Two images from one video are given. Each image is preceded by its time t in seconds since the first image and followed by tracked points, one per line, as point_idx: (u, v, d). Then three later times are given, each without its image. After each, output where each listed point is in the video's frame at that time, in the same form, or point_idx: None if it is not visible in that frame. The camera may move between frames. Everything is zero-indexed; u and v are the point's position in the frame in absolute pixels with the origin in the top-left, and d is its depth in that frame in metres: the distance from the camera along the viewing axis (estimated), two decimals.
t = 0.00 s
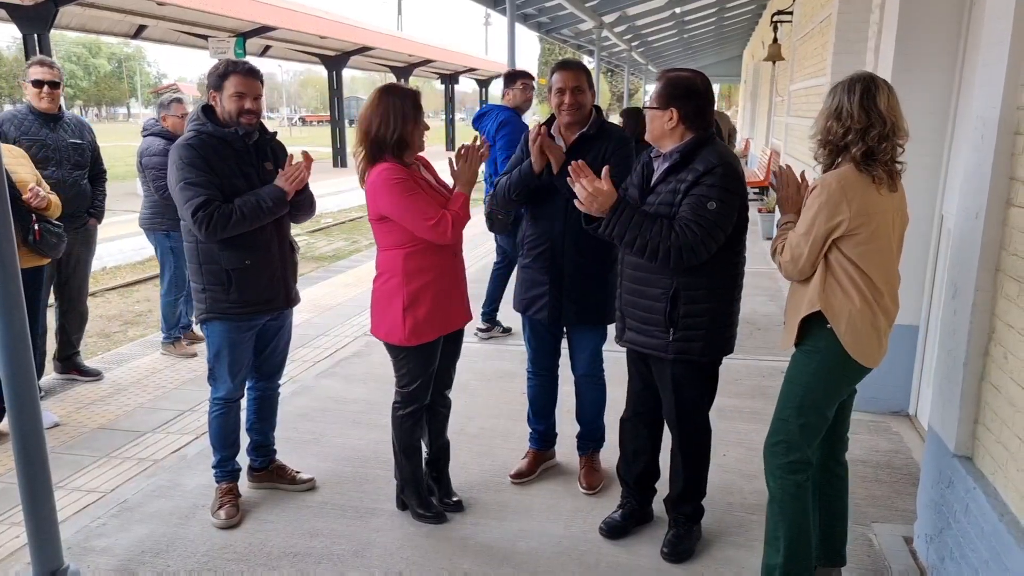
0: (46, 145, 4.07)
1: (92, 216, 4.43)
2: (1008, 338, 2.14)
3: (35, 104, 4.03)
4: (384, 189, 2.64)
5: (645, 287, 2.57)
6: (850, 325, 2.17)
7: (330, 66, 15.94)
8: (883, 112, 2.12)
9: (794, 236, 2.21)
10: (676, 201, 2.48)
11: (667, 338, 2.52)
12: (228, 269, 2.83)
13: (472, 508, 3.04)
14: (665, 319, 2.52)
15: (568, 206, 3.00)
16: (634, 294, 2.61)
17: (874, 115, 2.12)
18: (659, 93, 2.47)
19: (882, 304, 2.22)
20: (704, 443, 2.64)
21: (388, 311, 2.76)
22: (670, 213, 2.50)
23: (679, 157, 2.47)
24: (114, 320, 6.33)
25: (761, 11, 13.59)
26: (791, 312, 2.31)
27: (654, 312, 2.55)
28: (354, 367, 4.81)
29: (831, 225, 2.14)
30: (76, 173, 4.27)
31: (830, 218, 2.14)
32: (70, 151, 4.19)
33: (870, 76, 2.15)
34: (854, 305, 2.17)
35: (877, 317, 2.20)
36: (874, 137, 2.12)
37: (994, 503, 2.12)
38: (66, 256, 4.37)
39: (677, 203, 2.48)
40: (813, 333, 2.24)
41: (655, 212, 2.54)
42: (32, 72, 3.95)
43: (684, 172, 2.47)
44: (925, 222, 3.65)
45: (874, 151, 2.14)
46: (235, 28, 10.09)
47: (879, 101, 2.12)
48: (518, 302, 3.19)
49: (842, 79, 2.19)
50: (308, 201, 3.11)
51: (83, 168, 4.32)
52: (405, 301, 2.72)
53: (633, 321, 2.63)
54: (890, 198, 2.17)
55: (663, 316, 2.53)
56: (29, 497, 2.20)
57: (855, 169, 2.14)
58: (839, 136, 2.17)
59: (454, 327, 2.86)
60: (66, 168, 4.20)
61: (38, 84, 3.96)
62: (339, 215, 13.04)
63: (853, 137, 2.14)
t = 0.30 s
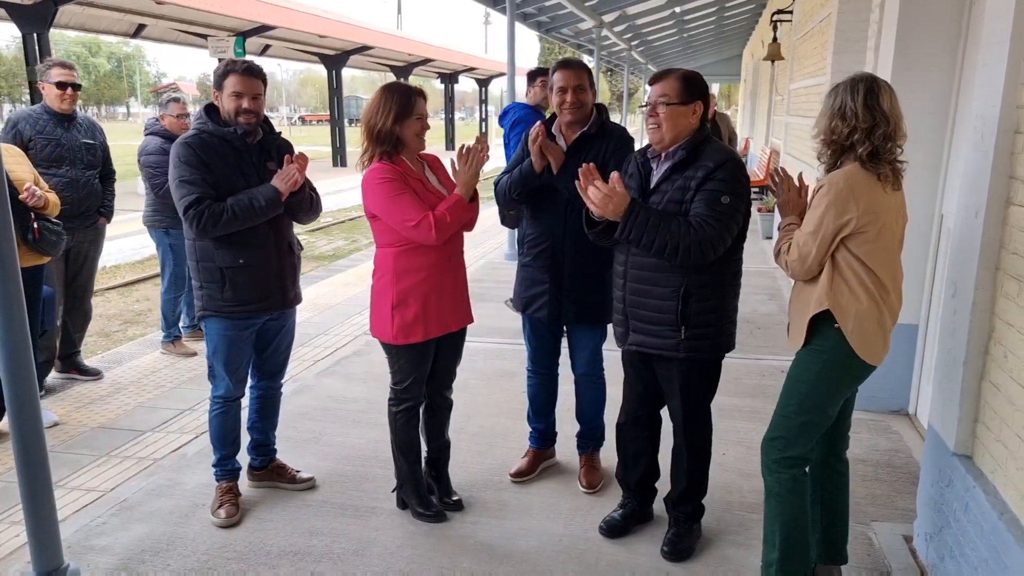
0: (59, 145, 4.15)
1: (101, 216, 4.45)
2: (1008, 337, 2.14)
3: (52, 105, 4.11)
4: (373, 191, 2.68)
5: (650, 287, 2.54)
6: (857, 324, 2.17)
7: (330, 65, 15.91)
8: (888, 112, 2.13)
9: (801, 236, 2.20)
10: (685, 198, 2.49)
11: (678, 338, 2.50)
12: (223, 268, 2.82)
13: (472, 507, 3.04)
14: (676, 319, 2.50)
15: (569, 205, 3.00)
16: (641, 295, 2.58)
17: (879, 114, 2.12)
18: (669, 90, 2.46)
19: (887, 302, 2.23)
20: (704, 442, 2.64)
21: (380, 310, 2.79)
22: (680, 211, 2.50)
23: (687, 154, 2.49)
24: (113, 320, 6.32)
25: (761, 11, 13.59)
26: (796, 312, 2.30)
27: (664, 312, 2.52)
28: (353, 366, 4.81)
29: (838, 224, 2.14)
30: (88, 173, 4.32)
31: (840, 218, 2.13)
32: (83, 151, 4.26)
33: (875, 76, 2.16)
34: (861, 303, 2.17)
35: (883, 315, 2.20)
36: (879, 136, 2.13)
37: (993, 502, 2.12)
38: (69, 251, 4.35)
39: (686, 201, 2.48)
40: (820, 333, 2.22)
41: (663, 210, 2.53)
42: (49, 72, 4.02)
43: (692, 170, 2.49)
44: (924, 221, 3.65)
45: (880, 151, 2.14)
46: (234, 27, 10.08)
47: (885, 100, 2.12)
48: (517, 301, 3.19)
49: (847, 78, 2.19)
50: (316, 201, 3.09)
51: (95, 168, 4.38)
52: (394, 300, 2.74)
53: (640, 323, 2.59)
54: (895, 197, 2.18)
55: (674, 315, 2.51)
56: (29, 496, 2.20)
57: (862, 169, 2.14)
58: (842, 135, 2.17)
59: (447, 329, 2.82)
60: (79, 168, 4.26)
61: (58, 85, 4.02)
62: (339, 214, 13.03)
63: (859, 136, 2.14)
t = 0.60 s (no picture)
0: (71, 145, 4.18)
1: (106, 215, 4.49)
2: (1008, 336, 2.14)
3: (64, 104, 4.12)
4: (369, 186, 2.70)
5: (658, 287, 2.52)
6: (851, 322, 2.17)
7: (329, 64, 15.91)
8: (888, 113, 2.12)
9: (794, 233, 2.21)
10: (693, 195, 2.50)
11: (689, 333, 2.49)
12: (219, 269, 2.82)
13: (472, 507, 3.05)
14: (686, 316, 2.49)
15: (570, 205, 3.00)
16: (648, 296, 2.54)
17: (878, 115, 2.12)
18: (668, 88, 2.46)
19: (882, 300, 2.23)
20: (704, 442, 2.64)
21: (373, 307, 2.81)
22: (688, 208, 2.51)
23: (687, 151, 2.51)
24: (112, 319, 6.32)
25: (761, 10, 13.59)
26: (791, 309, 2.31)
27: (674, 310, 2.50)
28: (353, 366, 4.80)
29: (830, 222, 2.14)
30: (96, 172, 4.36)
31: (831, 215, 2.13)
32: (92, 151, 4.31)
33: (879, 76, 2.15)
34: (855, 301, 2.18)
35: (878, 314, 2.20)
36: (877, 137, 2.12)
37: (993, 502, 2.12)
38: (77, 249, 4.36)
39: (694, 198, 2.50)
40: (815, 331, 2.23)
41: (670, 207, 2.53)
42: (65, 72, 4.05)
43: (695, 167, 2.51)
44: (923, 221, 3.66)
45: (877, 151, 2.14)
46: (234, 27, 10.08)
47: (885, 101, 2.11)
48: (517, 300, 3.19)
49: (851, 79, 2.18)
50: (317, 200, 3.07)
51: (102, 168, 4.43)
52: (384, 299, 2.75)
53: (646, 324, 2.55)
54: (892, 197, 2.18)
55: (684, 313, 2.49)
56: (28, 496, 2.20)
57: (857, 167, 2.14)
58: (840, 135, 2.17)
59: (437, 333, 2.79)
60: (89, 168, 4.30)
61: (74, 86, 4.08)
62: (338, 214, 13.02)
63: (856, 136, 2.14)
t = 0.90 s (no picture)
0: (87, 147, 4.20)
1: (115, 216, 4.51)
2: (1008, 336, 2.14)
3: (75, 105, 4.14)
4: (366, 182, 2.79)
5: (663, 286, 2.51)
6: (853, 322, 2.17)
7: (329, 64, 15.91)
8: (888, 114, 2.10)
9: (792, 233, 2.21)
10: (694, 192, 2.51)
11: (694, 330, 2.49)
12: (221, 273, 2.79)
13: (472, 506, 3.05)
14: (691, 313, 2.49)
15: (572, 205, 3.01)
16: (652, 296, 2.53)
17: (878, 116, 2.11)
18: (665, 87, 2.46)
19: (884, 300, 2.22)
20: (704, 440, 2.64)
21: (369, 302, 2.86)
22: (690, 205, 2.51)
23: (686, 149, 2.51)
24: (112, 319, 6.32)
25: (761, 10, 13.60)
26: (792, 309, 2.31)
27: (680, 308, 2.49)
28: (353, 365, 4.80)
29: (828, 222, 2.14)
30: (105, 173, 4.40)
31: (829, 215, 2.14)
32: (106, 153, 4.35)
33: (879, 76, 2.14)
34: (856, 302, 2.17)
35: (880, 313, 2.20)
36: (876, 138, 2.12)
37: (994, 501, 2.12)
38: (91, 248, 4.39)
39: (696, 195, 2.50)
40: (817, 330, 2.23)
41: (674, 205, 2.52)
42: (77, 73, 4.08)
43: (694, 164, 2.51)
44: (923, 220, 3.66)
45: (876, 152, 2.13)
46: (233, 26, 10.08)
47: (885, 102, 2.10)
48: (519, 300, 3.19)
49: (850, 79, 2.18)
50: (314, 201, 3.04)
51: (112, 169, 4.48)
52: (375, 293, 2.80)
53: (650, 323, 2.53)
54: (893, 196, 2.17)
55: (690, 310, 2.49)
56: (28, 496, 2.20)
57: (855, 167, 2.13)
58: (838, 135, 2.17)
59: (426, 331, 2.77)
60: (103, 170, 4.35)
61: (87, 88, 4.11)
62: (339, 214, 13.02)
63: (854, 136, 2.14)
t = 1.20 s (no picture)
0: (104, 146, 4.22)
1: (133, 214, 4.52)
2: (1009, 335, 2.15)
3: (89, 103, 4.14)
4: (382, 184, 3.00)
5: (669, 286, 2.51)
6: (862, 323, 2.16)
7: (330, 63, 15.91)
8: (894, 113, 2.10)
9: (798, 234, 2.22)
10: (698, 191, 2.51)
11: (701, 329, 2.51)
12: (218, 278, 2.74)
13: (474, 504, 3.05)
14: (697, 311, 2.51)
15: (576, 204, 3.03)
16: (658, 295, 2.53)
17: (884, 115, 2.11)
18: (666, 86, 2.46)
19: (895, 301, 2.21)
20: (706, 439, 2.65)
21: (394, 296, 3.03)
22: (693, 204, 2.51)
23: (688, 149, 2.51)
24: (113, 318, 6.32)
25: (761, 9, 13.61)
26: (801, 311, 2.31)
27: (685, 306, 2.51)
28: (355, 365, 4.81)
29: (835, 223, 2.14)
30: (123, 171, 4.40)
31: (836, 217, 2.14)
32: (122, 151, 4.35)
33: (884, 74, 2.14)
34: (865, 304, 2.17)
35: (890, 314, 2.19)
36: (882, 138, 2.12)
37: (995, 499, 2.13)
38: (114, 247, 4.43)
39: (700, 193, 2.51)
40: (826, 332, 2.23)
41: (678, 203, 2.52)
42: (87, 71, 4.08)
43: (697, 164, 2.52)
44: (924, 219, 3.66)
45: (883, 151, 2.13)
46: (233, 25, 10.08)
47: (891, 101, 2.10)
48: (522, 299, 3.20)
49: (854, 78, 2.18)
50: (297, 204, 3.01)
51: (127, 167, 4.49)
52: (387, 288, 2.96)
53: (656, 323, 2.53)
54: (901, 197, 2.16)
55: (696, 308, 2.51)
56: (31, 495, 2.21)
57: (861, 167, 2.14)
58: (845, 134, 2.17)
59: (419, 326, 2.82)
60: (120, 168, 4.35)
61: (103, 86, 4.13)
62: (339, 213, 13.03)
63: (861, 136, 2.14)
